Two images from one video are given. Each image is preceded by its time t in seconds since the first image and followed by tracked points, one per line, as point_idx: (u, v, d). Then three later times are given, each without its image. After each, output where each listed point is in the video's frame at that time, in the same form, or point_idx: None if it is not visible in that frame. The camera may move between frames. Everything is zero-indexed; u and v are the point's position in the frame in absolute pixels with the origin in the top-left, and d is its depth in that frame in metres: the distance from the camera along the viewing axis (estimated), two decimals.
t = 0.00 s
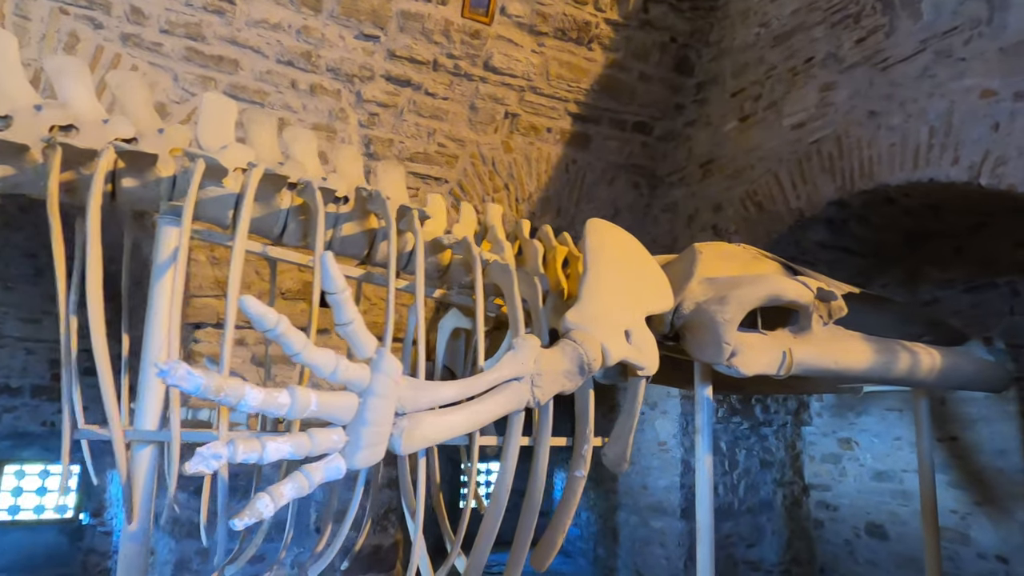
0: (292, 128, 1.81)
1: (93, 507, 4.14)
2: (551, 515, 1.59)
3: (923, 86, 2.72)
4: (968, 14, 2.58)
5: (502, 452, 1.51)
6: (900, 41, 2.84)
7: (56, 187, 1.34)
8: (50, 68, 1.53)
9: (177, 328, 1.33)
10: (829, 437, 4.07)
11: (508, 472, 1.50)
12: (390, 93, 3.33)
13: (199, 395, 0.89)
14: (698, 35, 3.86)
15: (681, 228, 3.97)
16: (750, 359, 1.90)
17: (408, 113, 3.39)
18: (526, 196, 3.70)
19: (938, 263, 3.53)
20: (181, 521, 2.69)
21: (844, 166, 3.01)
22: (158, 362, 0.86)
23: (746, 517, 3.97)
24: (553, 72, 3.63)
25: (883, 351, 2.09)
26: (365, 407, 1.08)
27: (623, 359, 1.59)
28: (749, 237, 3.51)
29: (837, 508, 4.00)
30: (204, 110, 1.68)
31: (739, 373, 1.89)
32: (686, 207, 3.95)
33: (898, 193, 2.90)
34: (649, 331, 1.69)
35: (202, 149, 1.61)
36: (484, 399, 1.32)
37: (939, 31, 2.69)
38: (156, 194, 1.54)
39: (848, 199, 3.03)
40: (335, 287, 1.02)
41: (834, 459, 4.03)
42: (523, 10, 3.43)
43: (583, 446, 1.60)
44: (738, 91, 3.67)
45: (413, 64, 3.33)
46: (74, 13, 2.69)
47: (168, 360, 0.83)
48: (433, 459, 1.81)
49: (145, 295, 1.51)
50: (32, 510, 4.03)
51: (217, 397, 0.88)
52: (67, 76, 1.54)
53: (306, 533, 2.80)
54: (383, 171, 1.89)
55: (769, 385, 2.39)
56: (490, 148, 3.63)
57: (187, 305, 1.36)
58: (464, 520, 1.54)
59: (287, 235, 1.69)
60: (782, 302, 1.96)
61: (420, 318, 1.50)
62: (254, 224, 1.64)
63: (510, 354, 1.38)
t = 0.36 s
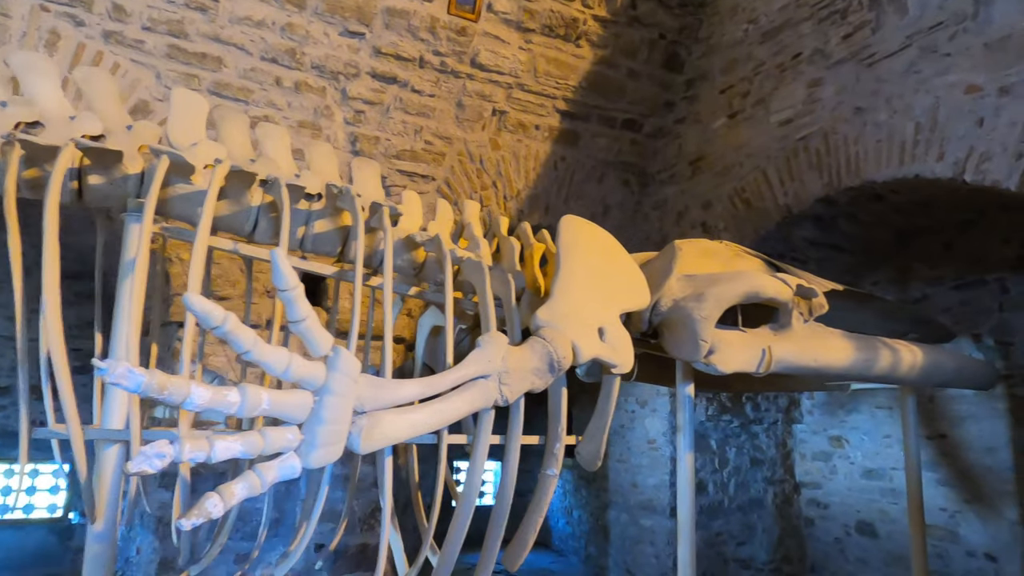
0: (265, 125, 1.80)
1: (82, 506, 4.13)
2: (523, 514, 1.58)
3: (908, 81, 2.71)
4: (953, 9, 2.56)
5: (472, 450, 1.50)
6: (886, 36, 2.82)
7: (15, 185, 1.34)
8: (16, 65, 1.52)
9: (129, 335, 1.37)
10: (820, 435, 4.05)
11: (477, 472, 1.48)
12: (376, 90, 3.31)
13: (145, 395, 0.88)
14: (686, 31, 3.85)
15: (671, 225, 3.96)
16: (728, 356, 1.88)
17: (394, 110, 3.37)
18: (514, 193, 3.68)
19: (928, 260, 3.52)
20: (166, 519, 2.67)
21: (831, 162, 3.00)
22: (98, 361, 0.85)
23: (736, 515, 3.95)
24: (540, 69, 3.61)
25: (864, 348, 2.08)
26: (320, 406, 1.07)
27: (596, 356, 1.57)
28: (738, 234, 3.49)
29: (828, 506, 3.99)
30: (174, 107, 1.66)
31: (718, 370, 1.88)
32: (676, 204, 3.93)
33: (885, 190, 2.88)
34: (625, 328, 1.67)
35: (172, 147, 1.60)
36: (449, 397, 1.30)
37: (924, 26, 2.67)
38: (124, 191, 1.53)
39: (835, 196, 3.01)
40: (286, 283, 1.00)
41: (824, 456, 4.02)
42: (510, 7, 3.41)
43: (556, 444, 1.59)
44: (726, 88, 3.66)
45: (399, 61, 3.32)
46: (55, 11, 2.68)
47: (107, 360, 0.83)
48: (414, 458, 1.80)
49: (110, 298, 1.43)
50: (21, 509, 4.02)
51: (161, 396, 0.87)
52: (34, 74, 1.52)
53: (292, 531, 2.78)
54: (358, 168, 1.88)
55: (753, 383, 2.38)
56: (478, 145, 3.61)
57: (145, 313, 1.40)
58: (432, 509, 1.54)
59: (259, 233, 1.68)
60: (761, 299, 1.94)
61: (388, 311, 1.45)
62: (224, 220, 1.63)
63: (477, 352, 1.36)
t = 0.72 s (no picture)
0: (235, 114, 1.76)
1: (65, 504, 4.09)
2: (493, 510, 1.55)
3: (896, 73, 2.67)
4: None
5: (439, 446, 1.47)
6: (874, 28, 2.79)
7: None
8: None
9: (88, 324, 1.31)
10: (810, 432, 4.02)
11: (444, 468, 1.45)
12: (360, 83, 3.27)
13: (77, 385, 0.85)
14: (676, 25, 3.81)
15: (660, 221, 3.93)
16: (707, 350, 1.85)
17: (379, 104, 3.33)
18: (501, 188, 3.65)
19: (918, 256, 3.49)
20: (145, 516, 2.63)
21: (819, 156, 2.97)
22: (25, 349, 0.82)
23: (725, 512, 3.93)
24: (528, 62, 3.58)
25: (846, 342, 2.05)
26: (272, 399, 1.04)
27: (569, 350, 1.54)
28: (726, 229, 3.46)
29: (818, 504, 3.95)
30: (139, 94, 1.62)
31: (697, 365, 1.84)
32: (665, 199, 3.90)
33: (873, 183, 2.85)
34: (599, 321, 1.64)
35: (136, 135, 1.56)
36: (411, 391, 1.27)
37: (912, 17, 2.64)
38: (84, 180, 1.50)
39: (823, 190, 2.98)
40: (231, 270, 0.97)
41: (814, 454, 3.99)
42: None
43: (527, 439, 1.56)
44: (715, 81, 3.62)
45: (383, 54, 3.28)
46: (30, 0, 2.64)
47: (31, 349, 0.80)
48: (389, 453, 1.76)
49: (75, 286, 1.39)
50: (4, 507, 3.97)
51: (91, 386, 0.84)
52: None
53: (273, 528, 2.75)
54: (331, 159, 1.84)
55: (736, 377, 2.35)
56: (464, 139, 3.57)
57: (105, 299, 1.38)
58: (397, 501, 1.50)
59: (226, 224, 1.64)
60: (742, 293, 1.91)
61: (350, 301, 1.42)
62: (190, 210, 1.59)
63: (441, 345, 1.33)
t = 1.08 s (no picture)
0: (202, 108, 1.71)
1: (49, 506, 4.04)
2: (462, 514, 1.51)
3: (885, 69, 2.63)
4: None
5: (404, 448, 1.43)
6: (863, 23, 2.74)
7: None
8: None
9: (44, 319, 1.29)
10: (802, 433, 3.98)
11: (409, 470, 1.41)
12: (344, 79, 3.23)
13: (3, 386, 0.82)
14: (666, 21, 3.76)
15: (649, 219, 3.88)
16: (686, 350, 1.81)
17: (363, 100, 3.29)
18: (488, 186, 3.61)
19: (910, 254, 3.45)
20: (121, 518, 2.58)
21: (807, 152, 2.93)
22: None
23: (716, 514, 3.88)
24: (515, 58, 3.53)
25: (829, 342, 2.01)
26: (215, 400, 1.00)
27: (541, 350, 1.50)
28: (715, 227, 3.42)
29: (809, 505, 3.91)
30: (101, 87, 1.58)
31: (676, 365, 1.80)
32: (655, 197, 3.86)
33: (861, 181, 2.81)
34: (573, 320, 1.61)
35: (97, 130, 1.52)
36: (371, 391, 1.24)
37: (901, 12, 2.59)
38: (39, 176, 1.45)
39: (812, 187, 2.95)
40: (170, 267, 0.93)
41: (806, 454, 3.94)
42: None
43: (497, 442, 1.51)
44: (705, 78, 3.58)
45: (367, 50, 3.23)
46: None
47: None
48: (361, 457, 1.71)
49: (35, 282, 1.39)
50: None
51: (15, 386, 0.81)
52: None
53: (253, 530, 2.70)
54: (302, 154, 1.80)
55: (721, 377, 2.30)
56: (450, 136, 3.53)
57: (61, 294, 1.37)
58: (362, 505, 1.46)
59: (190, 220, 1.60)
60: (722, 291, 1.87)
61: (311, 299, 1.37)
62: (152, 205, 1.55)
63: (402, 345, 1.29)
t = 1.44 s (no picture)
0: (172, 104, 1.67)
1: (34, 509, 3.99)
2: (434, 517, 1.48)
3: (874, 65, 2.60)
4: None
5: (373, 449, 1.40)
6: (852, 18, 2.71)
7: None
8: None
9: None
10: (794, 433, 3.95)
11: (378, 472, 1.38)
12: (330, 76, 3.20)
13: None
14: (656, 17, 3.72)
15: (640, 217, 3.85)
16: (666, 350, 1.77)
17: (349, 97, 3.26)
18: (477, 184, 3.57)
19: (902, 252, 3.42)
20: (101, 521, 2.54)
21: (797, 149, 2.90)
22: None
23: (708, 515, 3.85)
24: (503, 55, 3.50)
25: (815, 341, 1.98)
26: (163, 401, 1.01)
27: (513, 349, 1.47)
28: (705, 225, 3.39)
29: (801, 506, 3.88)
30: (66, 82, 1.54)
31: (656, 365, 1.77)
32: (646, 196, 3.82)
33: (851, 178, 2.78)
34: (549, 318, 1.57)
35: (61, 125, 1.48)
36: (333, 392, 1.22)
37: (890, 7, 2.56)
38: None
39: (801, 185, 2.91)
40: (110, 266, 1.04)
41: (798, 455, 3.91)
42: None
43: (470, 443, 1.48)
44: (696, 75, 3.55)
45: (353, 46, 3.20)
46: None
47: None
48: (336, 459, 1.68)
49: None
50: None
51: None
52: None
53: (237, 533, 2.66)
54: (275, 151, 1.76)
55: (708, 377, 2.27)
56: (439, 134, 3.49)
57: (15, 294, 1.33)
58: (330, 509, 1.43)
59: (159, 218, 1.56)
60: (704, 290, 1.84)
61: (276, 298, 1.34)
62: (120, 202, 1.52)
63: (368, 343, 1.27)
